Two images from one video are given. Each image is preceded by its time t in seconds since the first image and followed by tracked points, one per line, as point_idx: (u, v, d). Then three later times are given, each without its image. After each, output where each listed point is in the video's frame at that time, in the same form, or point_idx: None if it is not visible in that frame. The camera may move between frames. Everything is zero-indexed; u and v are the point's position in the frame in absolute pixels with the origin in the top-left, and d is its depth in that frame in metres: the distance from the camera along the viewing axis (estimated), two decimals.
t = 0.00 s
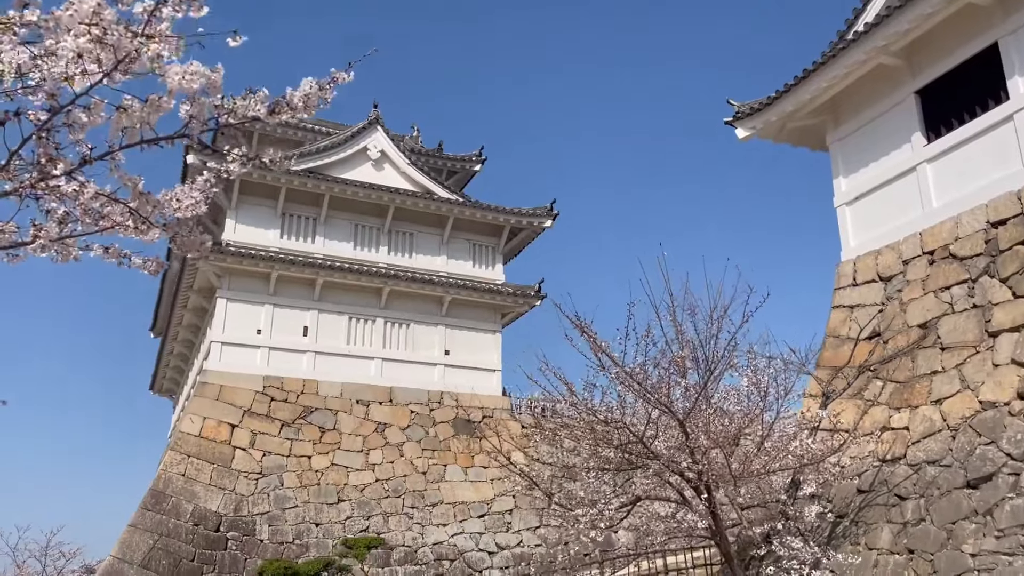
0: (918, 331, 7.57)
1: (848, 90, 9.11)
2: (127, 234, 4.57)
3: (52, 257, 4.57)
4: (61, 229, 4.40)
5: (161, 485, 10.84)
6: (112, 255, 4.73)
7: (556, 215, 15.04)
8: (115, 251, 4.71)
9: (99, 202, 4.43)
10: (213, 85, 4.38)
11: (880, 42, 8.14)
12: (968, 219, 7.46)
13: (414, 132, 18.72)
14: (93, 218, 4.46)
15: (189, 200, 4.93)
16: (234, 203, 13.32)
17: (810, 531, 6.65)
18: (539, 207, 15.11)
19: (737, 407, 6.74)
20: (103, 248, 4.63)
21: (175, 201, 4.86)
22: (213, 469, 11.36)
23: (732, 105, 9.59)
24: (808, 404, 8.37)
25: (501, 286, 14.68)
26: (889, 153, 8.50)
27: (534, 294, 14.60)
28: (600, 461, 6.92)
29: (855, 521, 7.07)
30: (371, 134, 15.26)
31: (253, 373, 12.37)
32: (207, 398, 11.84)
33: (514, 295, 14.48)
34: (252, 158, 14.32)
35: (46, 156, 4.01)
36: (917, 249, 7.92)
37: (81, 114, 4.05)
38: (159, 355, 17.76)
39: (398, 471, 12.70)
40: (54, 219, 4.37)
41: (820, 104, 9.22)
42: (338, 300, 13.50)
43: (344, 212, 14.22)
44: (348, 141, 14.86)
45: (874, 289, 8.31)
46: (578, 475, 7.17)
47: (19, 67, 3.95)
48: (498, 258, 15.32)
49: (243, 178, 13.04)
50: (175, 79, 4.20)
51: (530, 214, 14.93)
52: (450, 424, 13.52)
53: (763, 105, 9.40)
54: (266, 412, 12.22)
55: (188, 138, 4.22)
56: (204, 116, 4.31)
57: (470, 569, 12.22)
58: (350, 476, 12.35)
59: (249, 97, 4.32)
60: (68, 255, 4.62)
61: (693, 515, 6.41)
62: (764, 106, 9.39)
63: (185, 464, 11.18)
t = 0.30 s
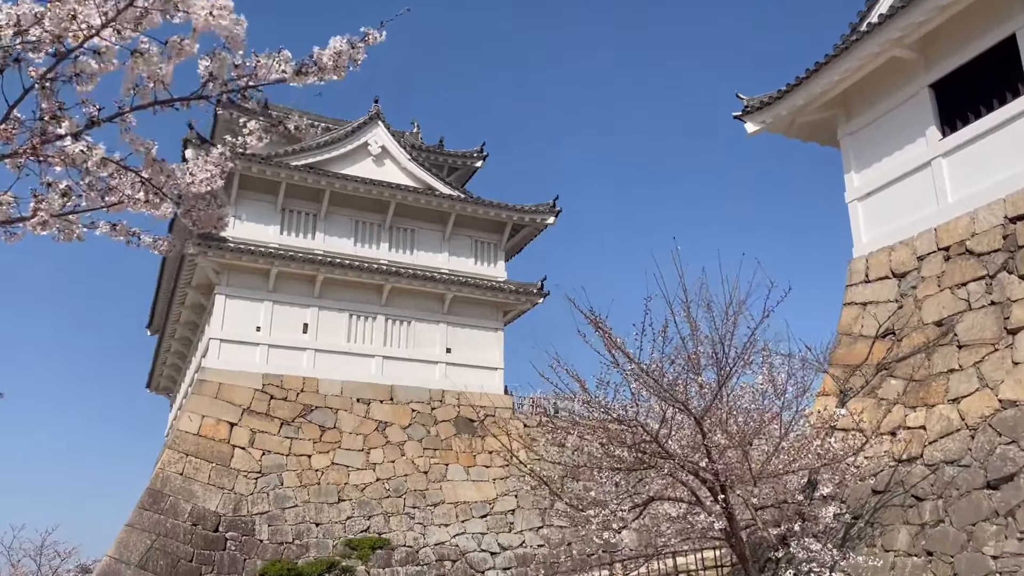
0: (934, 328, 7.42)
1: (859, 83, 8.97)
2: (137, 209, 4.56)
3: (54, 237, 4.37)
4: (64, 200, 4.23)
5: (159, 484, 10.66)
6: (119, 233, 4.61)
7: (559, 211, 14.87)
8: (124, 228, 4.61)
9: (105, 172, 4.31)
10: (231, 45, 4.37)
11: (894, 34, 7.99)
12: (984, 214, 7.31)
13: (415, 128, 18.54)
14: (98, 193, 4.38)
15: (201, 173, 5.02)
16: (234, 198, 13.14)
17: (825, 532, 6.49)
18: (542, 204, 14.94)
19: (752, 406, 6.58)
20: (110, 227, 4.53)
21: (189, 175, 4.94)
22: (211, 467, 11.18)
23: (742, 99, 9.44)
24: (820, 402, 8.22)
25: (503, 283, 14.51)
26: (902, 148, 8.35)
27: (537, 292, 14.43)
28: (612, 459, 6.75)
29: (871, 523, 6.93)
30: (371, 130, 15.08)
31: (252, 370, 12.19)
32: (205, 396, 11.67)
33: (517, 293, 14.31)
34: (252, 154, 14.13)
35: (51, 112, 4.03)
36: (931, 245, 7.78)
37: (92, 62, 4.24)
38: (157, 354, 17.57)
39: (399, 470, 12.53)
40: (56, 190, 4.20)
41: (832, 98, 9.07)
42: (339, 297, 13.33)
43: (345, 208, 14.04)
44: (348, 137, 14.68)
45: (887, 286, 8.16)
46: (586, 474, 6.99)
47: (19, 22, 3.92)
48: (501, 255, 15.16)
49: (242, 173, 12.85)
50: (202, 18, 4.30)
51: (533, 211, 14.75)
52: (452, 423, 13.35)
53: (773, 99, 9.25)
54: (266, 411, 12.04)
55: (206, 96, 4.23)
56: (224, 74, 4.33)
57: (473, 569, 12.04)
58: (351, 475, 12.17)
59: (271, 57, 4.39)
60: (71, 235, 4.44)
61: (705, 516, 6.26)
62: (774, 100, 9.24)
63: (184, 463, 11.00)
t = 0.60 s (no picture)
0: (950, 323, 7.29)
1: (871, 75, 8.84)
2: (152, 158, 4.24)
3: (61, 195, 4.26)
4: (72, 150, 4.03)
5: (157, 481, 10.51)
6: (130, 190, 4.44)
7: (562, 207, 14.71)
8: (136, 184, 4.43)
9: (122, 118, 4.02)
10: None
11: (909, 24, 7.85)
12: (1001, 207, 7.17)
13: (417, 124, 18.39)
14: (108, 148, 4.23)
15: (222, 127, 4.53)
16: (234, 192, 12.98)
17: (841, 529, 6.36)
18: (545, 200, 14.78)
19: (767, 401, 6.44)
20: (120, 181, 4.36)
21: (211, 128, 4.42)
22: (211, 464, 11.03)
23: (751, 91, 9.31)
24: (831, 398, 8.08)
25: (505, 280, 14.36)
26: (916, 140, 8.22)
27: (540, 288, 14.29)
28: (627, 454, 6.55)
29: (886, 520, 6.79)
30: (373, 124, 14.92)
31: (252, 366, 12.04)
32: (205, 392, 11.52)
33: (519, 289, 14.16)
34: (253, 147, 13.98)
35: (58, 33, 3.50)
36: (946, 238, 7.64)
37: None
38: (155, 350, 17.40)
39: (401, 468, 12.38)
40: (63, 139, 4.03)
41: (843, 90, 8.93)
42: (340, 292, 13.18)
43: (346, 203, 13.88)
44: (350, 131, 14.51)
45: (901, 280, 8.02)
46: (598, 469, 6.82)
47: None
48: (504, 251, 15.00)
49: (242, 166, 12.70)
50: None
51: (536, 207, 14.60)
52: (454, 420, 13.20)
53: (784, 91, 9.11)
54: (266, 407, 11.89)
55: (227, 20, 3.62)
56: None
57: (475, 568, 11.89)
58: (352, 473, 12.01)
59: None
60: (78, 194, 4.33)
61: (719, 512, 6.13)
62: (785, 92, 9.11)
63: (183, 460, 10.85)
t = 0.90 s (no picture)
0: (970, 320, 7.13)
1: (887, 68, 8.68)
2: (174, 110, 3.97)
3: (71, 157, 4.09)
4: (85, 102, 3.89)
5: (157, 481, 10.32)
6: (148, 149, 4.24)
7: (567, 205, 14.53)
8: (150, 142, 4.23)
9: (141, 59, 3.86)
10: None
11: (927, 16, 7.70)
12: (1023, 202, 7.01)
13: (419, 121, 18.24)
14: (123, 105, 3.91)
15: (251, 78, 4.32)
16: (235, 188, 12.80)
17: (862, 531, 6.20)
18: (550, 197, 14.61)
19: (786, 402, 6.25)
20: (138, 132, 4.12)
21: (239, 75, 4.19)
22: (212, 463, 10.85)
23: (764, 84, 9.16)
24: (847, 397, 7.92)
25: (510, 278, 14.18)
26: (933, 134, 8.06)
27: (545, 286, 14.11)
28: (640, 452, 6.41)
29: (906, 522, 6.63)
30: (376, 120, 14.72)
31: (253, 364, 11.86)
32: (206, 391, 11.35)
33: (524, 288, 13.98)
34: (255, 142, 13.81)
35: None
36: (965, 234, 7.48)
37: None
38: (154, 349, 17.22)
39: (404, 467, 12.20)
40: (75, 89, 3.89)
41: (858, 83, 8.78)
42: (342, 290, 13.00)
43: (349, 199, 13.71)
44: (353, 126, 14.34)
45: (918, 277, 7.87)
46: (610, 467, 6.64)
47: None
48: (508, 249, 14.83)
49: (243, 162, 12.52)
50: None
51: (541, 204, 14.42)
52: (458, 420, 13.03)
53: (797, 84, 8.96)
54: (267, 406, 11.72)
55: None
56: None
57: (479, 570, 11.70)
58: (355, 472, 11.83)
59: None
60: (88, 156, 4.17)
61: (737, 513, 5.98)
62: (798, 85, 8.95)
63: (183, 459, 10.67)
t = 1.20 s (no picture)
0: (990, 316, 6.99)
1: (903, 60, 8.55)
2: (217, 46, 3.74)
3: (98, 105, 3.94)
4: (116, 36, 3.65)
5: (160, 479, 10.18)
6: (184, 91, 3.98)
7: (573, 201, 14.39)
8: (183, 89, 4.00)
9: None
10: None
11: (944, 6, 7.58)
12: None
13: (423, 118, 18.11)
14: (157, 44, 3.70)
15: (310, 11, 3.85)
16: (238, 184, 12.67)
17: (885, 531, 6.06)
18: (556, 194, 14.47)
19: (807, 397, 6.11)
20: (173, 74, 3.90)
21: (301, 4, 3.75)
22: (215, 462, 10.71)
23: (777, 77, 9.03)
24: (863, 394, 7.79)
25: (515, 275, 14.04)
26: (950, 128, 7.93)
27: (551, 284, 13.96)
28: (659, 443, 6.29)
29: (927, 521, 6.49)
30: (381, 115, 14.59)
31: (256, 362, 11.72)
32: (209, 388, 11.21)
33: (530, 285, 13.83)
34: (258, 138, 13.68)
35: None
36: (984, 229, 7.35)
37: None
38: (155, 347, 17.10)
39: (410, 466, 12.05)
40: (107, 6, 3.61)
41: (873, 76, 8.66)
42: (347, 287, 12.85)
43: (353, 196, 13.57)
44: (358, 122, 14.20)
45: (936, 272, 7.74)
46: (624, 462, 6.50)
47: None
48: (513, 246, 14.69)
49: (247, 157, 12.38)
50: None
51: (547, 201, 14.28)
52: (463, 419, 12.89)
53: (811, 77, 8.84)
54: (271, 404, 11.58)
55: None
56: None
57: (485, 570, 11.55)
58: (359, 471, 11.69)
59: None
60: (118, 104, 3.98)
61: (757, 510, 5.85)
62: (812, 78, 8.83)
63: (186, 457, 10.53)
